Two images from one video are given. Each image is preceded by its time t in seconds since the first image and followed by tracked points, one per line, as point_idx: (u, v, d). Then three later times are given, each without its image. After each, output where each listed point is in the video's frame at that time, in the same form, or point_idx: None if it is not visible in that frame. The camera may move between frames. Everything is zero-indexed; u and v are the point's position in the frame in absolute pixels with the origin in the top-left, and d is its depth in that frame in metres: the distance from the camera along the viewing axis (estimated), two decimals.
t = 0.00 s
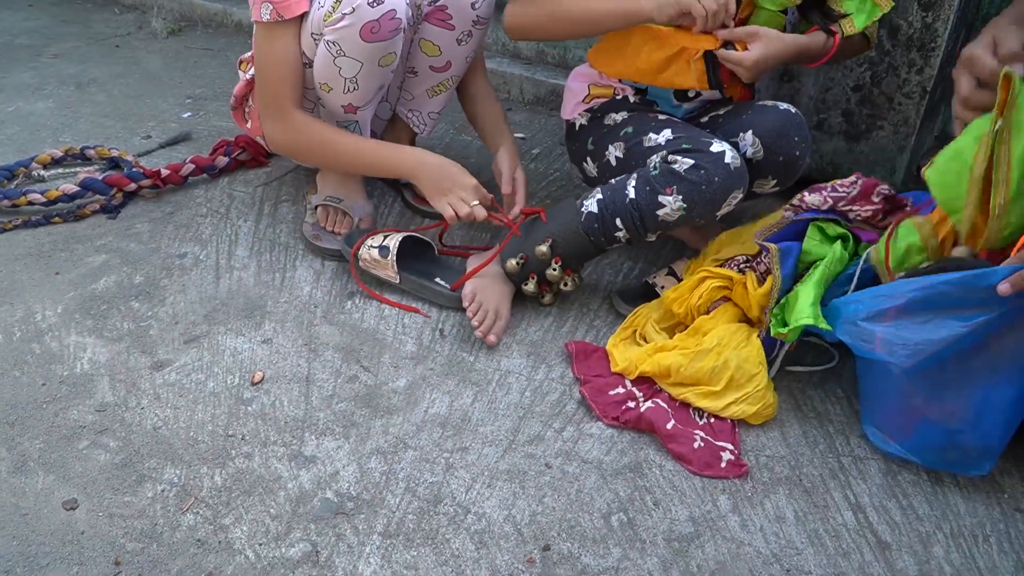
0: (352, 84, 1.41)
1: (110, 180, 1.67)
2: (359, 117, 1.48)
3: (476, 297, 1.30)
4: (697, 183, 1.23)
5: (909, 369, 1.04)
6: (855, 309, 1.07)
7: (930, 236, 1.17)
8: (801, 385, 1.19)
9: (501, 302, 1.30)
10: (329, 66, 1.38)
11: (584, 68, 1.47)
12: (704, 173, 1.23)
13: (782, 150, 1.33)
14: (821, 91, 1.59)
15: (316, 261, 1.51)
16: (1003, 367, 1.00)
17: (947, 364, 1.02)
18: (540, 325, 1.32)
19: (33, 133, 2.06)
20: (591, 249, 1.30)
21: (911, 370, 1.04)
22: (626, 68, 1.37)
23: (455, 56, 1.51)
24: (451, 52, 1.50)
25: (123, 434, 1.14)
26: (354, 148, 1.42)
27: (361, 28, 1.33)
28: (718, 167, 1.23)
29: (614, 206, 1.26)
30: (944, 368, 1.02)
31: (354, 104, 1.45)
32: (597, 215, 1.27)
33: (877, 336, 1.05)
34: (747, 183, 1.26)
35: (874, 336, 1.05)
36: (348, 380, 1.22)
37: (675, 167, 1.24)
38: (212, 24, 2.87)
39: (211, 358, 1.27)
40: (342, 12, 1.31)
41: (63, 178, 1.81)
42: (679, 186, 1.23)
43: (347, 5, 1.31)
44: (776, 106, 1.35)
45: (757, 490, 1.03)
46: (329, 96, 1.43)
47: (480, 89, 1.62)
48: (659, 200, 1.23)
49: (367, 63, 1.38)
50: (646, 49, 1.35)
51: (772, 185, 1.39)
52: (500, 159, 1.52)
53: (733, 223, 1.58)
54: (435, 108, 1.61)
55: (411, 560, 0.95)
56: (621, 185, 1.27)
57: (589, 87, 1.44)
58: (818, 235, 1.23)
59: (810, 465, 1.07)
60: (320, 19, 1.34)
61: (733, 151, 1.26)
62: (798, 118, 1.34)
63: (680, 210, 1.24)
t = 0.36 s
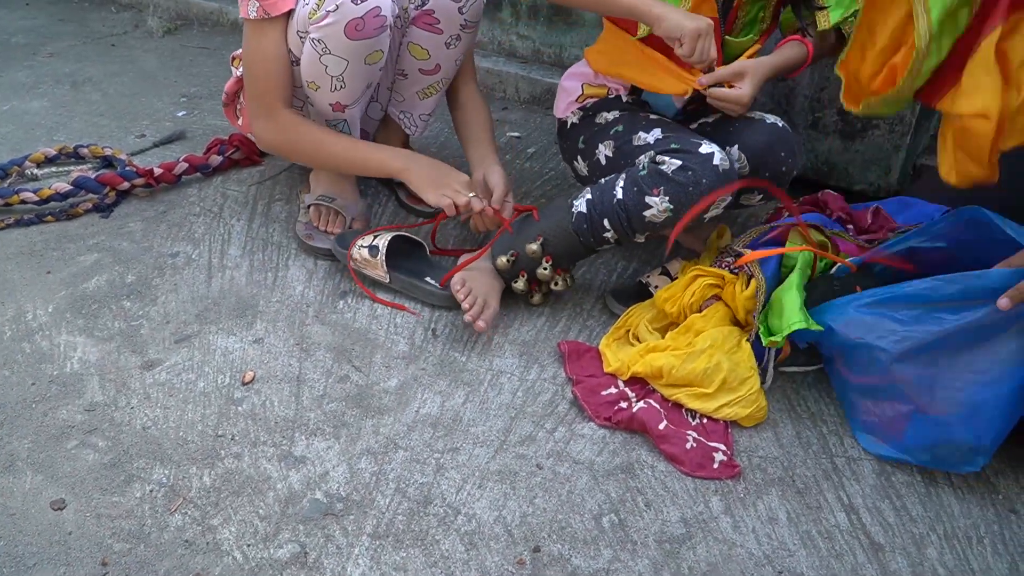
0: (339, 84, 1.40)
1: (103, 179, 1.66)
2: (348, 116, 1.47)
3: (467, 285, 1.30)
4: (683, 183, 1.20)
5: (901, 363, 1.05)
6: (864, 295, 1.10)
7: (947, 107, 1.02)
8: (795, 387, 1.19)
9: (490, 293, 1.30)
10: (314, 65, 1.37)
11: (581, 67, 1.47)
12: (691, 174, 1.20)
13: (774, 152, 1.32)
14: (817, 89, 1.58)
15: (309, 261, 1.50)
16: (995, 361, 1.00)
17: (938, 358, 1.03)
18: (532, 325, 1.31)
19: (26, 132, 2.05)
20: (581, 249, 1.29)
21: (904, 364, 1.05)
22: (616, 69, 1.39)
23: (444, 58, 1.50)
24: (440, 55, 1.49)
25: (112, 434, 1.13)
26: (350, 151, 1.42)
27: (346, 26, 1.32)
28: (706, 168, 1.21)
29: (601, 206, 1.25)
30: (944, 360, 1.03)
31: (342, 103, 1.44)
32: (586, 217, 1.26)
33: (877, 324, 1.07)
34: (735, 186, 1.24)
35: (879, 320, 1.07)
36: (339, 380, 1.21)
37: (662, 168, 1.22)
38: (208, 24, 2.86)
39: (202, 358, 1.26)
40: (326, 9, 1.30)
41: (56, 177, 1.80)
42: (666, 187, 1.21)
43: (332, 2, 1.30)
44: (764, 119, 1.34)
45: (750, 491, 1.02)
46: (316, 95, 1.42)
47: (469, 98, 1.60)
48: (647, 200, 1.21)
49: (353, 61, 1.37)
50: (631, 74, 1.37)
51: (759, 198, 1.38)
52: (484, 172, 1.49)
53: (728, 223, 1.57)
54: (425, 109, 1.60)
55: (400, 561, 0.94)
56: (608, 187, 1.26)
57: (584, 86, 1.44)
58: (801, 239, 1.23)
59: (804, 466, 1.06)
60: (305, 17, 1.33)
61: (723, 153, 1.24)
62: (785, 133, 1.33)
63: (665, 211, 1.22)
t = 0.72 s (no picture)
0: (344, 85, 1.40)
1: (105, 178, 1.66)
2: (351, 118, 1.47)
3: (466, 277, 1.30)
4: (678, 174, 1.21)
5: (900, 363, 1.05)
6: (863, 295, 1.09)
7: None
8: (796, 387, 1.19)
9: (488, 286, 1.31)
10: (320, 67, 1.37)
11: (583, 64, 1.48)
12: (686, 166, 1.21)
13: (773, 148, 1.32)
14: (818, 90, 1.58)
15: (311, 260, 1.51)
16: (995, 361, 1.00)
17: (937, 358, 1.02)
18: (533, 324, 1.32)
19: (28, 131, 2.05)
20: (580, 242, 1.30)
21: (903, 365, 1.04)
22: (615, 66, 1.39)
23: (448, 57, 1.50)
24: (444, 54, 1.49)
25: (115, 432, 1.13)
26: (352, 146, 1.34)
27: (352, 28, 1.33)
28: (702, 160, 1.20)
29: (597, 200, 1.26)
30: (942, 358, 1.02)
31: (348, 104, 1.44)
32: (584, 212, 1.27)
33: (876, 324, 1.07)
34: (731, 180, 1.24)
35: (876, 318, 1.07)
36: (341, 379, 1.22)
37: (658, 159, 1.23)
38: (209, 23, 2.86)
39: (204, 357, 1.27)
40: (332, 11, 1.31)
41: (58, 176, 1.80)
42: (661, 178, 1.21)
43: (339, 4, 1.30)
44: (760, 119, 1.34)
45: (751, 490, 1.03)
46: (321, 97, 1.43)
47: (470, 96, 1.61)
48: (642, 191, 1.22)
49: (358, 63, 1.37)
50: (627, 66, 1.37)
51: (755, 200, 1.38)
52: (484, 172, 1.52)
53: (729, 223, 1.57)
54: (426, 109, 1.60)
55: (402, 560, 0.95)
56: (604, 180, 1.26)
57: (586, 83, 1.45)
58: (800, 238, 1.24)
59: (805, 466, 1.06)
60: (311, 20, 1.33)
61: (719, 145, 1.23)
62: (780, 134, 1.33)
63: (661, 202, 1.22)
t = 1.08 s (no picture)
0: (336, 84, 1.39)
1: (93, 179, 1.64)
2: (343, 116, 1.46)
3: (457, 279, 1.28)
4: (673, 171, 1.20)
5: (894, 363, 1.03)
6: (856, 294, 1.08)
7: None
8: (789, 388, 1.17)
9: (480, 289, 1.30)
10: (313, 65, 1.36)
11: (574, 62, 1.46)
12: (680, 163, 1.20)
13: (766, 145, 1.30)
14: (813, 87, 1.57)
15: (300, 260, 1.49)
16: (989, 361, 0.98)
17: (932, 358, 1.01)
18: (524, 325, 1.30)
19: (18, 131, 2.04)
20: (574, 242, 1.28)
21: (897, 365, 1.03)
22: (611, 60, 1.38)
23: (439, 57, 1.49)
24: (435, 53, 1.48)
25: (98, 435, 1.12)
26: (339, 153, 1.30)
27: (345, 25, 1.31)
28: (695, 157, 1.20)
29: (591, 197, 1.23)
30: (935, 358, 1.00)
31: (339, 103, 1.43)
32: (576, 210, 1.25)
33: (869, 324, 1.05)
34: (726, 175, 1.23)
35: (868, 318, 1.05)
36: (328, 380, 1.20)
37: (652, 156, 1.21)
38: (203, 22, 2.85)
39: (190, 358, 1.25)
40: (324, 8, 1.29)
41: (47, 176, 1.79)
42: (655, 175, 1.20)
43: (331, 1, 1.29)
44: (757, 105, 1.32)
45: (742, 493, 1.01)
46: (312, 95, 1.41)
47: (461, 95, 1.59)
48: (636, 188, 1.20)
49: (350, 61, 1.36)
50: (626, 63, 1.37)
51: (750, 187, 1.36)
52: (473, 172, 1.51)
53: (722, 221, 1.55)
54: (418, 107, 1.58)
55: (386, 564, 0.93)
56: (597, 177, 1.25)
57: (576, 80, 1.44)
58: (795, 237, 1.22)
59: (797, 467, 1.05)
60: (303, 17, 1.31)
61: (713, 141, 1.22)
62: (778, 119, 1.32)
63: (656, 198, 1.21)
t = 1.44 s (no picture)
0: (332, 82, 1.38)
1: (90, 177, 1.64)
2: (340, 115, 1.45)
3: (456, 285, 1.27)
4: (675, 180, 1.19)
5: (892, 365, 1.03)
6: (855, 296, 1.08)
7: None
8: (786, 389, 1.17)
9: (479, 295, 1.29)
10: (309, 63, 1.35)
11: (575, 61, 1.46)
12: (682, 171, 1.19)
13: (766, 146, 1.30)
14: (812, 88, 1.56)
15: (297, 260, 1.49)
16: (989, 363, 0.97)
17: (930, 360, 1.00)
18: (521, 325, 1.30)
19: (16, 130, 2.03)
20: (573, 246, 1.27)
21: (895, 367, 1.02)
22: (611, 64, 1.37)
23: (437, 58, 1.49)
24: (433, 54, 1.48)
25: (93, 435, 1.11)
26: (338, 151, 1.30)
27: (342, 25, 1.31)
28: (697, 165, 1.20)
29: (592, 202, 1.23)
30: (933, 359, 1.00)
31: (336, 102, 1.43)
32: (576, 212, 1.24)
33: (867, 325, 1.05)
34: (727, 182, 1.23)
35: (866, 320, 1.05)
36: (324, 380, 1.20)
37: (654, 164, 1.21)
38: (202, 21, 2.84)
39: (186, 358, 1.25)
40: (321, 7, 1.28)
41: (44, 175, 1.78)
42: (657, 182, 1.20)
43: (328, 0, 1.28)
44: (759, 107, 1.32)
45: (739, 495, 1.01)
46: (309, 94, 1.41)
47: (457, 96, 1.59)
48: (638, 196, 1.20)
49: (347, 60, 1.35)
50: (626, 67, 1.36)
51: (750, 188, 1.36)
52: (467, 173, 1.50)
53: (720, 222, 1.55)
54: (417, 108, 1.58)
55: (381, 565, 0.93)
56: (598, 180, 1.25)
57: (577, 80, 1.43)
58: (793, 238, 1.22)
59: (794, 470, 1.04)
60: (300, 14, 1.30)
61: (715, 149, 1.22)
62: (779, 121, 1.31)
63: (659, 207, 1.20)
